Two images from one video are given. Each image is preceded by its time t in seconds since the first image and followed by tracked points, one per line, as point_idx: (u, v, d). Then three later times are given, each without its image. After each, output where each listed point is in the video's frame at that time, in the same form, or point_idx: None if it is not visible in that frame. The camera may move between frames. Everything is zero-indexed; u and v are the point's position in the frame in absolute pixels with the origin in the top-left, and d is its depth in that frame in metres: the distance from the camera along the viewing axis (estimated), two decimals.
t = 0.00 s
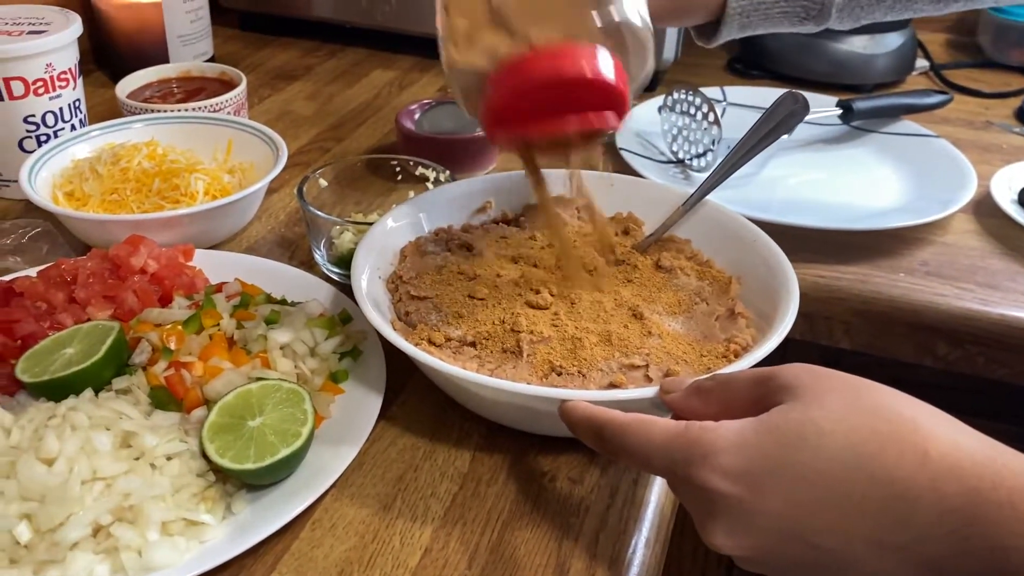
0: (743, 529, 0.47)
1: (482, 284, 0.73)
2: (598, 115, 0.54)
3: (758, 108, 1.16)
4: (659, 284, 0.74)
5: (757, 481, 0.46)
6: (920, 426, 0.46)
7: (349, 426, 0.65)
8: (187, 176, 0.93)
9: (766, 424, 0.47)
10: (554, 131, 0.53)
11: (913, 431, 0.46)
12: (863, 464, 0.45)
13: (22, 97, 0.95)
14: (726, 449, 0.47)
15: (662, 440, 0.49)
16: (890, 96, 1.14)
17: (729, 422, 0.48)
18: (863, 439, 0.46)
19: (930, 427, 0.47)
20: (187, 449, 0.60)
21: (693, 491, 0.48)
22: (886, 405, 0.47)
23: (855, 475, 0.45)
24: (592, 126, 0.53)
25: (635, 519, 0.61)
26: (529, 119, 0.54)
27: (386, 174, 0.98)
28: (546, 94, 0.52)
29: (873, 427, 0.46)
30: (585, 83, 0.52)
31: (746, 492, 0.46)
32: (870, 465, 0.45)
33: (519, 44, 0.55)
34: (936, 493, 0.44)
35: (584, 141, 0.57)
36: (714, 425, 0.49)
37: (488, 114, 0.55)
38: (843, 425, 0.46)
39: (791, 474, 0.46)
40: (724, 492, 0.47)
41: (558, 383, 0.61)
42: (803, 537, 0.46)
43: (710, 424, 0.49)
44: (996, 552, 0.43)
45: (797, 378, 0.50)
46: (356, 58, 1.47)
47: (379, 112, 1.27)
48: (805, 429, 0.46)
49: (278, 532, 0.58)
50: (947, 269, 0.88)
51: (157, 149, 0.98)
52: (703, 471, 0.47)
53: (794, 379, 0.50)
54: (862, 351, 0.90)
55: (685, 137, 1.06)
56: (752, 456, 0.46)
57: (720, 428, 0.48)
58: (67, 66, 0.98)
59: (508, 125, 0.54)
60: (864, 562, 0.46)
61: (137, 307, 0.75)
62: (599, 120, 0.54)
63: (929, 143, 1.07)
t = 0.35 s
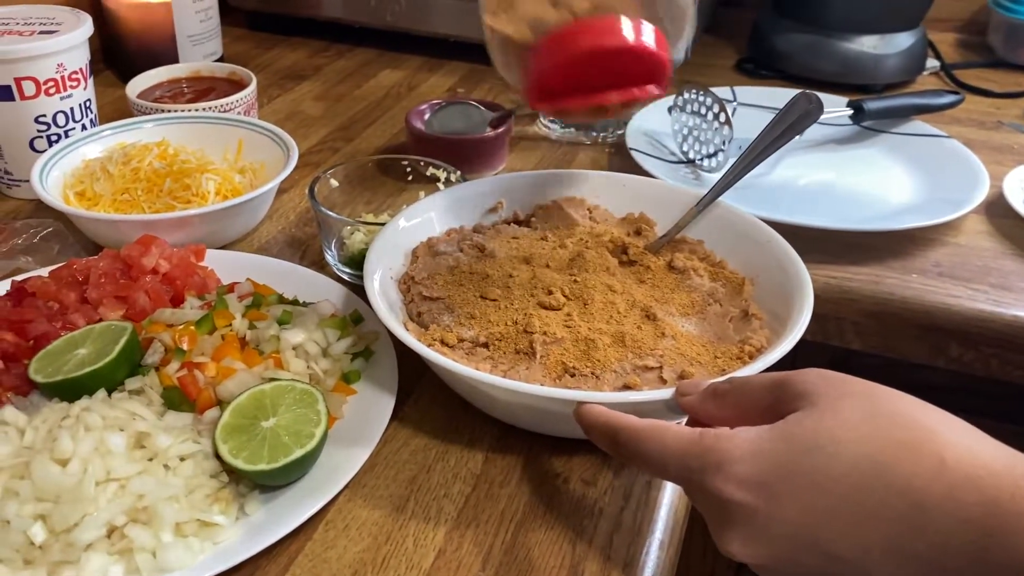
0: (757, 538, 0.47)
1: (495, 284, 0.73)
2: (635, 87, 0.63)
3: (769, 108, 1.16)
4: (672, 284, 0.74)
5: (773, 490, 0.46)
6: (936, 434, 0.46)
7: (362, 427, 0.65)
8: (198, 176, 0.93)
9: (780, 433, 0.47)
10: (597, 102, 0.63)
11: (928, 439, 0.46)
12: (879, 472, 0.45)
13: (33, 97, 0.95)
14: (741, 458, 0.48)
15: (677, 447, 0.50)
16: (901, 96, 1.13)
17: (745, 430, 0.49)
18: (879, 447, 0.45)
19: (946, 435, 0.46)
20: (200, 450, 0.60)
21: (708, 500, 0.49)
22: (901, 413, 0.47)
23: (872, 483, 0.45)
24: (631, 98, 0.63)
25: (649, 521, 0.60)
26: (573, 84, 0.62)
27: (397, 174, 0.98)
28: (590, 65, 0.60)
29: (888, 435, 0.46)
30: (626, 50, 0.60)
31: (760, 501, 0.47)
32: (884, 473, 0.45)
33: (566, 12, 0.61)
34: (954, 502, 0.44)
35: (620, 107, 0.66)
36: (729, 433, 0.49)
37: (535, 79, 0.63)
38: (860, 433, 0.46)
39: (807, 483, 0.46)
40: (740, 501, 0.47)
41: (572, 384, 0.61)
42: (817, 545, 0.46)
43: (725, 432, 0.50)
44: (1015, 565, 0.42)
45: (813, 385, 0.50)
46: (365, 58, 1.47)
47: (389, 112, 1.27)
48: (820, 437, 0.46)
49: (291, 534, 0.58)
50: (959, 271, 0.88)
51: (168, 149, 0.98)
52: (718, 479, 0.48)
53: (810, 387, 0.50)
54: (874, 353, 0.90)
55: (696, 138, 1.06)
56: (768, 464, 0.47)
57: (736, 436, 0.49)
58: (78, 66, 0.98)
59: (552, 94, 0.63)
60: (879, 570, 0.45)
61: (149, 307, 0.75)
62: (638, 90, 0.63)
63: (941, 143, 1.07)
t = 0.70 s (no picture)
0: (767, 545, 0.47)
1: (500, 283, 0.73)
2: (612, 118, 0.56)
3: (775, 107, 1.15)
4: (678, 283, 0.73)
5: (782, 495, 0.46)
6: (947, 440, 0.46)
7: (368, 427, 0.64)
8: (203, 175, 0.93)
9: (789, 437, 0.47)
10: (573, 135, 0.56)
11: (939, 445, 0.46)
12: (888, 476, 0.45)
13: (39, 96, 0.95)
14: (750, 462, 0.47)
15: (685, 452, 0.49)
16: (907, 95, 1.12)
17: (754, 434, 0.49)
18: (889, 453, 0.46)
19: (957, 441, 0.46)
20: (205, 448, 0.60)
21: (717, 505, 0.49)
22: (912, 418, 0.47)
23: (880, 487, 0.45)
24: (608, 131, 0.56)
25: (655, 522, 0.60)
26: (547, 114, 0.55)
27: (402, 173, 0.98)
28: (565, 96, 0.53)
29: (898, 440, 0.46)
30: (600, 85, 0.53)
31: (770, 506, 0.47)
32: (895, 477, 0.45)
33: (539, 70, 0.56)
34: (965, 509, 0.44)
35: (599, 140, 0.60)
36: (737, 437, 0.49)
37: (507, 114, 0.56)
38: (868, 437, 0.46)
39: (815, 488, 0.46)
40: (748, 506, 0.47)
41: (578, 383, 0.61)
42: (824, 550, 0.46)
43: (734, 436, 0.50)
44: None
45: (821, 389, 0.50)
46: (370, 58, 1.47)
47: (393, 111, 1.27)
48: (828, 442, 0.46)
49: (297, 533, 0.58)
50: (967, 270, 0.87)
51: (173, 147, 0.98)
52: (726, 485, 0.48)
53: (819, 391, 0.49)
54: (880, 352, 0.90)
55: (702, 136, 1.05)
56: (776, 469, 0.47)
57: (744, 440, 0.48)
58: (84, 65, 0.98)
59: (527, 118, 0.55)
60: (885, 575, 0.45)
61: (154, 305, 0.75)
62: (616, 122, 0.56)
63: (948, 142, 1.06)
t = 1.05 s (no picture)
0: (764, 542, 0.47)
1: (499, 283, 0.73)
2: (621, 145, 0.52)
3: (774, 108, 1.15)
4: (676, 284, 0.73)
5: (778, 495, 0.46)
6: (945, 440, 0.46)
7: (367, 428, 0.65)
8: (203, 176, 0.94)
9: (787, 437, 0.47)
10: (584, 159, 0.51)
11: (937, 445, 0.46)
12: (884, 477, 0.45)
13: (39, 97, 0.95)
14: (748, 463, 0.47)
15: (684, 452, 0.49)
16: (908, 96, 1.13)
17: (751, 435, 0.49)
18: (886, 454, 0.45)
19: (955, 442, 0.46)
20: (204, 449, 0.60)
21: (714, 505, 0.49)
22: (909, 418, 0.47)
23: (876, 488, 0.45)
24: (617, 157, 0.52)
25: (653, 523, 0.60)
26: (557, 139, 0.52)
27: (402, 174, 0.98)
28: (575, 124, 0.51)
29: (894, 440, 0.46)
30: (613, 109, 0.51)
31: (767, 506, 0.47)
32: (891, 479, 0.45)
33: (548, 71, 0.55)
34: (961, 510, 0.44)
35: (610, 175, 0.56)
36: (734, 437, 0.49)
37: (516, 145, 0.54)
38: (865, 438, 0.46)
39: (811, 487, 0.46)
40: (746, 506, 0.47)
41: (575, 384, 0.61)
42: (819, 548, 0.46)
43: (733, 436, 0.50)
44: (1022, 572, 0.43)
45: (818, 391, 0.49)
46: (370, 58, 1.47)
47: (394, 112, 1.27)
48: (825, 441, 0.46)
49: (295, 533, 0.58)
50: (966, 272, 0.87)
51: (173, 148, 0.98)
52: (724, 485, 0.48)
53: (816, 392, 0.49)
54: (879, 352, 0.90)
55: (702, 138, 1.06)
56: (774, 469, 0.47)
57: (740, 441, 0.48)
58: (84, 66, 0.98)
59: (537, 152, 0.53)
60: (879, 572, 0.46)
61: (154, 306, 0.75)
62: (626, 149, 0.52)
63: (948, 143, 1.06)
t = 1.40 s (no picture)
0: (756, 549, 0.47)
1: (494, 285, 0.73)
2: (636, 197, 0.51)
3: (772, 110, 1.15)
4: (672, 286, 0.73)
5: (768, 499, 0.46)
6: (934, 441, 0.46)
7: (361, 430, 0.65)
8: (199, 178, 0.94)
9: (777, 441, 0.47)
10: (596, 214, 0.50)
11: (926, 447, 0.46)
12: (876, 480, 0.45)
13: (36, 99, 0.95)
14: (738, 466, 0.47)
15: (675, 455, 0.50)
16: (907, 98, 1.13)
17: (743, 439, 0.49)
18: (877, 456, 0.45)
19: (944, 442, 0.46)
20: (197, 451, 0.60)
21: (705, 510, 0.49)
22: (899, 419, 0.47)
23: (867, 491, 0.45)
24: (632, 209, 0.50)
25: (647, 525, 0.60)
26: (572, 193, 0.50)
27: (398, 176, 0.98)
28: (592, 177, 0.49)
29: (885, 442, 0.46)
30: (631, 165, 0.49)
31: (757, 510, 0.47)
32: (882, 482, 0.45)
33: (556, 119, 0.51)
34: (949, 512, 0.44)
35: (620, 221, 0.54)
36: (725, 440, 0.49)
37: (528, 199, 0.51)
38: (856, 441, 0.46)
39: (803, 491, 0.46)
40: (736, 511, 0.47)
41: (570, 387, 0.61)
42: (811, 552, 0.46)
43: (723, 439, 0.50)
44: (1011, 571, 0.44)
45: (809, 393, 0.49)
46: (369, 59, 1.47)
47: (391, 113, 1.27)
48: (814, 445, 0.46)
49: (289, 535, 0.58)
50: (963, 274, 0.87)
51: (170, 150, 0.98)
52: (714, 489, 0.48)
53: (806, 394, 0.49)
54: (876, 354, 0.90)
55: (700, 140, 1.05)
56: (764, 473, 0.47)
57: (731, 444, 0.48)
58: (81, 68, 0.98)
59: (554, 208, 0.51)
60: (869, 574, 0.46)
61: (149, 308, 0.75)
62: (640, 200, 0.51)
63: (946, 146, 1.06)
